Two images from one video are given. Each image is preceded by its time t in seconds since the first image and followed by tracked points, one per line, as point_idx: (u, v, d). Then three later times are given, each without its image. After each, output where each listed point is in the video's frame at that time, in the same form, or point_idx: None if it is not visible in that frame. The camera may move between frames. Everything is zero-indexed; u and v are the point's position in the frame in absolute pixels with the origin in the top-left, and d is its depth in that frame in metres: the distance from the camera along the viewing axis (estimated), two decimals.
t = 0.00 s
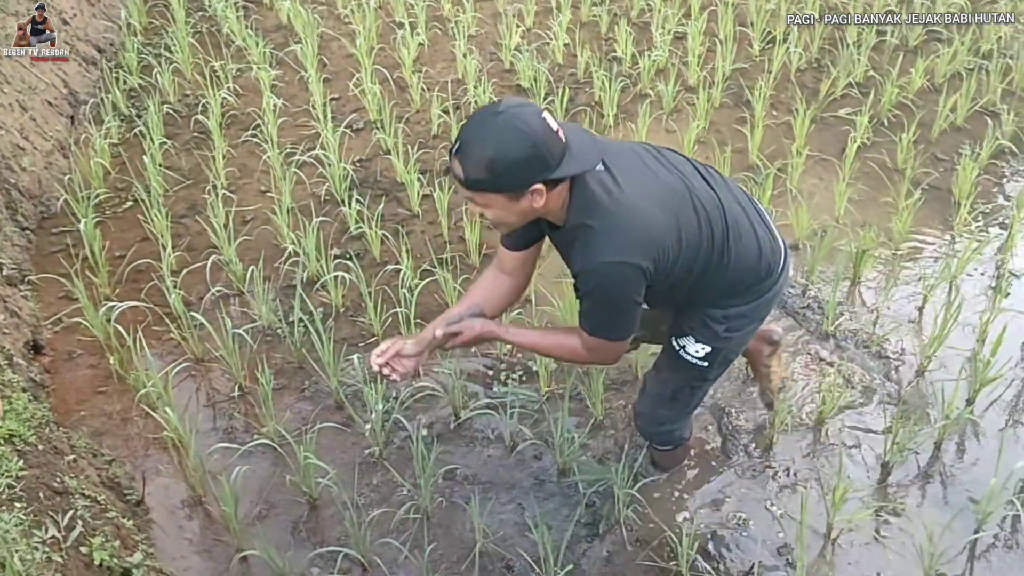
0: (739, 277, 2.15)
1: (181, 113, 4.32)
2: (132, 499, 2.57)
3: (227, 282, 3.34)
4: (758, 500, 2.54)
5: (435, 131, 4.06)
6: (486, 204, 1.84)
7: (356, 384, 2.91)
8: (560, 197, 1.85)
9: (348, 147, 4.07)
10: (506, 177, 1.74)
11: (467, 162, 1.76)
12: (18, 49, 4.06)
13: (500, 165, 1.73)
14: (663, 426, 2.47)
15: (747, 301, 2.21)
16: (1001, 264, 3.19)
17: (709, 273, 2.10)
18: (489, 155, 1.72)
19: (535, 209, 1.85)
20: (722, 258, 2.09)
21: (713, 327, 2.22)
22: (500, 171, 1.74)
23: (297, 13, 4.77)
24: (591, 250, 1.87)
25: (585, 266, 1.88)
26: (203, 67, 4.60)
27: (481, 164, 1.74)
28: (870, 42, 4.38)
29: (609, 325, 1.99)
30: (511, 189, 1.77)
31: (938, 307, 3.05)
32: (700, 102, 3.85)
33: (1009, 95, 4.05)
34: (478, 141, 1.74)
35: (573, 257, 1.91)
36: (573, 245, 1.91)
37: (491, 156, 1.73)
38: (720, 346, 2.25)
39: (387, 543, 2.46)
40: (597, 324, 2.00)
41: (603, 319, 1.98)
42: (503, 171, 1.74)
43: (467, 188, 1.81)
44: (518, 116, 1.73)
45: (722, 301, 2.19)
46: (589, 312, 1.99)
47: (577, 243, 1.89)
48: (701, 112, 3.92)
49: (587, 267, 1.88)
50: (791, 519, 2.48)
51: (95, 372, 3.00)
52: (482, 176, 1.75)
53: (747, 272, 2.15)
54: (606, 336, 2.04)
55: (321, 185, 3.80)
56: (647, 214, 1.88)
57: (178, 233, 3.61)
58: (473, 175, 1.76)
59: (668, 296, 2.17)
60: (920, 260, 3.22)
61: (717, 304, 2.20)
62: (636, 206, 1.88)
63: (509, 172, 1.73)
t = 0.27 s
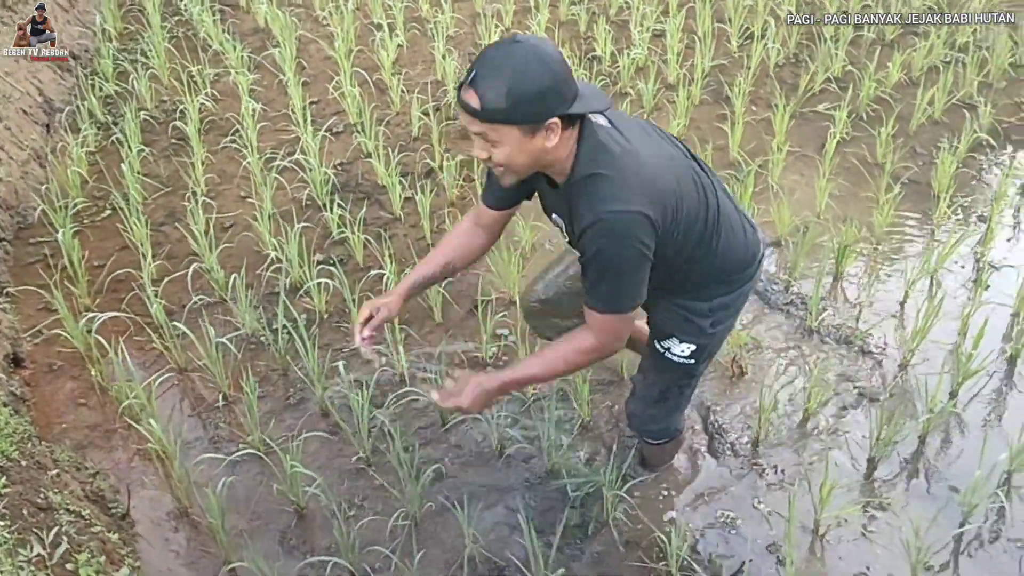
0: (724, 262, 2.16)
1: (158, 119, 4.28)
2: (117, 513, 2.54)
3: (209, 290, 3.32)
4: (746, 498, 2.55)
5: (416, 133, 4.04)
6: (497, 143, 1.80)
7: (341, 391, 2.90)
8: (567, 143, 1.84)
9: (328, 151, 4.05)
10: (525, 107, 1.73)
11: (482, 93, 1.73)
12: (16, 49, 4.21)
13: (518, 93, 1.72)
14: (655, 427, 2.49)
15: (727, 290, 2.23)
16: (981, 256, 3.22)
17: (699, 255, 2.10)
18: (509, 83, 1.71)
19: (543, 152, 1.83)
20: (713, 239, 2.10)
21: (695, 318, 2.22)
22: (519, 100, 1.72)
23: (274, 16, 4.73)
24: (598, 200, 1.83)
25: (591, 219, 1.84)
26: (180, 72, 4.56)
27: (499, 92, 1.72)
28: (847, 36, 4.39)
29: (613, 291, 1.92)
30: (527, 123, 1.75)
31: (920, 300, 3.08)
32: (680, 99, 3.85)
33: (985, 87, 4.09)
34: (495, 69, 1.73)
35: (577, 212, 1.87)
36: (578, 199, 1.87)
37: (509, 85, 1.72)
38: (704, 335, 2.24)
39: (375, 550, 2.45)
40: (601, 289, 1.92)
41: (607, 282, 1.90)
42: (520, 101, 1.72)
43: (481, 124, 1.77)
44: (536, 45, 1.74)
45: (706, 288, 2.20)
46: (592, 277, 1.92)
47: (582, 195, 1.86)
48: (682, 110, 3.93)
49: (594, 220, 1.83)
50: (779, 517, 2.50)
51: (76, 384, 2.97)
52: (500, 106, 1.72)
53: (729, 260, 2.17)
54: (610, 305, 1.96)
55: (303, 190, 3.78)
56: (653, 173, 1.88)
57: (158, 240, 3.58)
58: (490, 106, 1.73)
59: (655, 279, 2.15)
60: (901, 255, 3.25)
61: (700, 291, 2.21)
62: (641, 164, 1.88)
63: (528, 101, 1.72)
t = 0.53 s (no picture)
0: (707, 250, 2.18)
1: (133, 126, 4.23)
2: (102, 528, 2.52)
3: (190, 299, 3.29)
4: (732, 499, 2.58)
5: (395, 138, 4.04)
6: (530, 99, 1.81)
7: (326, 399, 2.89)
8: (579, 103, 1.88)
9: (307, 156, 4.02)
10: (557, 55, 1.80)
11: (515, 39, 1.78)
12: (16, 51, 4.33)
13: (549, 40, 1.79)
14: (640, 423, 2.48)
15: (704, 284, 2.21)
16: (957, 252, 3.26)
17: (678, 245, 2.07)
18: (542, 29, 1.79)
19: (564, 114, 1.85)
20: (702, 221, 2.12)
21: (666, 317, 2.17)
22: (553, 45, 1.79)
23: (248, 20, 4.69)
24: (628, 157, 1.84)
25: (629, 175, 1.82)
26: (155, 78, 4.52)
27: (533, 38, 1.78)
28: (822, 34, 4.42)
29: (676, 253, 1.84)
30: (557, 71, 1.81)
31: (899, 298, 3.12)
32: (658, 99, 3.86)
33: (958, 82, 4.13)
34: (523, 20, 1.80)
35: (609, 174, 1.85)
36: (604, 161, 1.86)
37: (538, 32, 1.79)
38: (669, 339, 2.20)
39: (364, 560, 2.45)
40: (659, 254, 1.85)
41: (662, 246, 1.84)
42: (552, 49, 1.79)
43: (517, 75, 1.79)
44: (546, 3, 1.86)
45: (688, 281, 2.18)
46: (648, 243, 1.86)
47: (608, 157, 1.86)
48: (660, 109, 3.93)
49: (634, 175, 1.82)
50: (765, 515, 2.52)
51: (56, 398, 2.94)
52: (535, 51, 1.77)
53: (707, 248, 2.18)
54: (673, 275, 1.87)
55: (282, 196, 3.75)
56: (659, 135, 1.93)
57: (136, 250, 3.54)
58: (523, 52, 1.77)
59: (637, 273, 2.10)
60: (879, 252, 3.29)
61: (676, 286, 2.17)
62: (647, 127, 1.93)
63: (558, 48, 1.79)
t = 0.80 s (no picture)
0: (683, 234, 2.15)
1: (117, 132, 4.20)
2: (92, 539, 2.50)
3: (177, 307, 3.28)
4: (722, 499, 2.60)
5: (382, 142, 4.04)
6: (518, 46, 1.75)
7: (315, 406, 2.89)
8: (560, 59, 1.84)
9: (293, 160, 4.01)
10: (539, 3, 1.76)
11: None
12: (18, 50, 4.46)
13: None
14: (626, 428, 2.49)
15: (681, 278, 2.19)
16: (942, 251, 3.30)
17: (656, 240, 2.04)
18: None
19: (548, 69, 1.79)
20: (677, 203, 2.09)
21: (643, 327, 2.19)
22: None
23: (232, 24, 4.67)
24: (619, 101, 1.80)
25: (626, 113, 1.77)
26: (139, 84, 4.49)
27: None
28: (806, 34, 4.44)
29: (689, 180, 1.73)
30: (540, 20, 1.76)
31: (885, 297, 3.16)
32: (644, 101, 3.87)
33: (940, 81, 4.16)
34: None
35: (602, 120, 1.79)
36: (593, 109, 1.80)
37: None
38: (648, 347, 2.22)
39: (356, 566, 2.44)
40: (671, 184, 1.73)
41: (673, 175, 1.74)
42: None
43: (505, 19, 1.72)
44: None
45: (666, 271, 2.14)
46: (659, 175, 1.74)
47: (598, 104, 1.80)
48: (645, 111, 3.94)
49: (631, 111, 1.77)
50: (754, 516, 2.53)
51: (43, 408, 2.92)
52: None
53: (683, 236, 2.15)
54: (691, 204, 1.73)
55: (268, 202, 3.74)
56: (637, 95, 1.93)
57: (122, 258, 3.52)
58: None
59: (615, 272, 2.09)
60: (865, 252, 3.32)
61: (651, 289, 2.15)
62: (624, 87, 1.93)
63: None
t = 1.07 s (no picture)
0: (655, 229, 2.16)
1: (109, 137, 4.20)
2: (86, 545, 2.50)
3: (170, 312, 3.28)
4: (715, 502, 2.61)
5: (374, 146, 4.04)
6: (486, 33, 1.73)
7: (308, 411, 2.89)
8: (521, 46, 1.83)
9: (285, 165, 4.01)
10: None
11: None
12: (18, 49, 4.52)
13: None
14: (619, 434, 2.50)
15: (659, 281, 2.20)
16: (932, 252, 3.32)
17: (635, 237, 2.06)
18: None
19: (515, 57, 1.77)
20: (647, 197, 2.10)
21: (632, 331, 2.20)
22: None
23: (224, 28, 4.66)
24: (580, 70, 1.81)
25: (590, 76, 1.79)
26: (130, 88, 4.49)
27: None
28: (797, 36, 4.46)
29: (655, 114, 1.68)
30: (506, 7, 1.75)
31: (876, 298, 3.19)
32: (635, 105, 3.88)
33: (930, 83, 4.19)
34: None
35: (566, 89, 1.79)
36: (557, 81, 1.81)
37: None
38: (637, 354, 2.24)
39: (350, 571, 2.45)
40: (642, 123, 1.67)
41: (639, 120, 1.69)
42: None
43: (473, 7, 1.71)
44: None
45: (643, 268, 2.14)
46: (629, 119, 1.70)
47: (561, 75, 1.82)
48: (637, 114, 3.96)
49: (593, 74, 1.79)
50: (747, 519, 2.55)
51: (36, 414, 2.91)
52: None
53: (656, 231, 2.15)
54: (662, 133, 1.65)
55: (261, 206, 3.74)
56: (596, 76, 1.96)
57: (115, 263, 3.52)
58: None
59: (601, 281, 2.10)
60: (856, 254, 3.35)
61: (635, 290, 2.15)
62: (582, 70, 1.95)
63: None
